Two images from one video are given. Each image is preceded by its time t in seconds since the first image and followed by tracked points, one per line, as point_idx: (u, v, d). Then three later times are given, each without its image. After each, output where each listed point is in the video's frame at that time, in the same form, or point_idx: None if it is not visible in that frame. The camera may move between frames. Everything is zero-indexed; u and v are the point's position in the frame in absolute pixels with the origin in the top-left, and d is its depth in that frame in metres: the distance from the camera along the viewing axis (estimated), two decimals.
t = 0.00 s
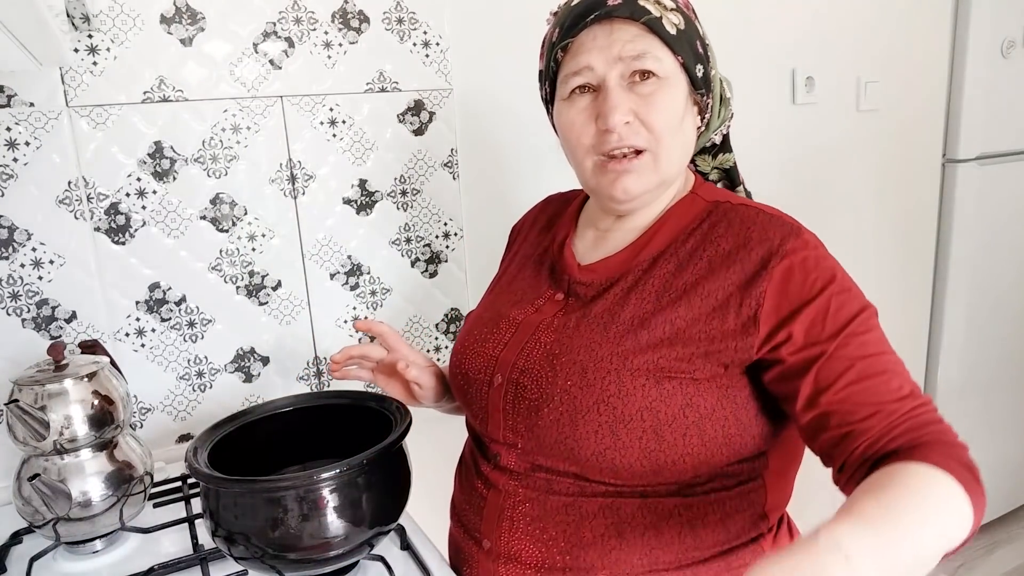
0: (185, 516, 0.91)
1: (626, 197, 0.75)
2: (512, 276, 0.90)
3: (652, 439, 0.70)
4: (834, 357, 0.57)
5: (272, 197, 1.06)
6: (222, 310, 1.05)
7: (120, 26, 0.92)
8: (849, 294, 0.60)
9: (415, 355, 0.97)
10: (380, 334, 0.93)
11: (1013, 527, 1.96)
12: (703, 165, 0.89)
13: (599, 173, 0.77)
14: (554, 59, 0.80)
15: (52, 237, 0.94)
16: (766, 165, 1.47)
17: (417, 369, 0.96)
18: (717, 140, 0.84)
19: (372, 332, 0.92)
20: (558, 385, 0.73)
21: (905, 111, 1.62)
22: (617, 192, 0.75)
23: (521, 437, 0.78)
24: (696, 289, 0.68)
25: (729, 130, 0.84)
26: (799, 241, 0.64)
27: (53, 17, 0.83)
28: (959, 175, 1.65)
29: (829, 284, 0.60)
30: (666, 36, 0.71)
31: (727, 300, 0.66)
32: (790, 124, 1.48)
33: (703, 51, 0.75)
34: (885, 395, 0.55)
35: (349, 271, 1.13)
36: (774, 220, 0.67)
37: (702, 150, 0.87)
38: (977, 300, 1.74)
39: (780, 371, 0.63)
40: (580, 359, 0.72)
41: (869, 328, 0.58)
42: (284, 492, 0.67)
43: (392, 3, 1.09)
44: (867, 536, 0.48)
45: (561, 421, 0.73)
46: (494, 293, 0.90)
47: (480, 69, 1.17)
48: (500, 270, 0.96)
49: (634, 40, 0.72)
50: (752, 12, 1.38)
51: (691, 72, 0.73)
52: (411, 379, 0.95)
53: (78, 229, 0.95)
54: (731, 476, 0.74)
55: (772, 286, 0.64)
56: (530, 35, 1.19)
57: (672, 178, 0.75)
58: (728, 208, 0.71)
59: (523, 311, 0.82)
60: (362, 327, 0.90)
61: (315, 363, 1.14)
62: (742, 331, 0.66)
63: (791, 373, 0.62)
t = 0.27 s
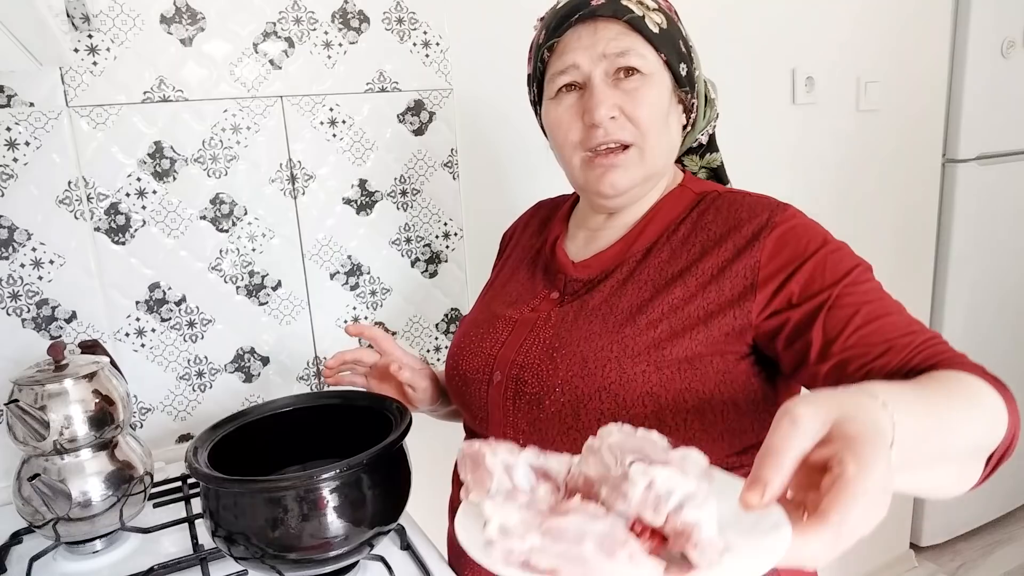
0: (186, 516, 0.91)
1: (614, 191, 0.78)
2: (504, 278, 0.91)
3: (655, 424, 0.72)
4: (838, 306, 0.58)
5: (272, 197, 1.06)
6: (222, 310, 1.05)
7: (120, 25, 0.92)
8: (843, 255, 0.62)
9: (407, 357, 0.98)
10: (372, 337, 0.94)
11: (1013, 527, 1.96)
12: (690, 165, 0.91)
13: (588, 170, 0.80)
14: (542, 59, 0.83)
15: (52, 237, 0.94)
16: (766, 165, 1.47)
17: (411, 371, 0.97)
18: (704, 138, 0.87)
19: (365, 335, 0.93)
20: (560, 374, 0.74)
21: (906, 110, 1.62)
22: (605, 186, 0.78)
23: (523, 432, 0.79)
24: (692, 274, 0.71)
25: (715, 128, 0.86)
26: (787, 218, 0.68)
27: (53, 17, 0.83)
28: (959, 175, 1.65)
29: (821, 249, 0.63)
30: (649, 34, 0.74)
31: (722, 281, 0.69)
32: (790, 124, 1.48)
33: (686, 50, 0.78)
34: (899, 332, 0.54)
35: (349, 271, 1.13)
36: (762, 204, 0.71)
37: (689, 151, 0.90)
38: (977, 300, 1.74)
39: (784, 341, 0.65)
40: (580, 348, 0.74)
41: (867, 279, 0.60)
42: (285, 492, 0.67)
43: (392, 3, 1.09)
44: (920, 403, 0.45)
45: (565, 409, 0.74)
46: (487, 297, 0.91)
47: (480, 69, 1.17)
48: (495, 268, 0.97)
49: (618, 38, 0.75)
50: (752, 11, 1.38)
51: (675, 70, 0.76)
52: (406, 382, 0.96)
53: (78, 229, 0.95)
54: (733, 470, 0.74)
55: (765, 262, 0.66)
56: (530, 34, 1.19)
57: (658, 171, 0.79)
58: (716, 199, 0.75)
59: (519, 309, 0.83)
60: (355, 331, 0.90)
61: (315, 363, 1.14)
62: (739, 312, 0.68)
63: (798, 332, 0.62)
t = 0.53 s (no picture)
0: (186, 516, 0.91)
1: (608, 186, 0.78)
2: (497, 280, 0.92)
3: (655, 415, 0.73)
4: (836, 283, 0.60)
5: (273, 197, 1.06)
6: (222, 310, 1.05)
7: (120, 25, 0.92)
8: (835, 237, 0.64)
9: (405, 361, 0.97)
10: (370, 341, 0.93)
11: (1014, 528, 1.96)
12: (684, 165, 0.91)
13: (582, 167, 0.79)
14: (536, 59, 0.84)
15: (52, 237, 0.94)
16: (766, 166, 1.47)
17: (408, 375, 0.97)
18: (697, 139, 0.87)
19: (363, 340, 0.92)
20: (560, 367, 0.75)
21: (906, 110, 1.62)
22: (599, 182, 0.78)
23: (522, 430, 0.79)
24: (688, 265, 0.73)
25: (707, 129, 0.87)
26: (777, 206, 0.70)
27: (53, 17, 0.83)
28: (959, 175, 1.65)
29: (813, 233, 0.65)
30: (642, 33, 0.75)
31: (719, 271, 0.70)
32: (790, 124, 1.48)
33: (678, 50, 0.78)
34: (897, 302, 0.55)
35: (349, 271, 1.13)
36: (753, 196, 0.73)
37: (682, 151, 0.90)
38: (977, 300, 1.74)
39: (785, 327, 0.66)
40: (579, 342, 0.75)
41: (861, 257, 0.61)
42: (284, 492, 0.67)
43: (392, 3, 1.09)
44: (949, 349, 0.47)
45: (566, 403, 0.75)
46: (481, 299, 0.92)
47: (480, 69, 1.17)
48: (492, 268, 0.98)
49: (611, 37, 0.76)
50: (752, 11, 1.38)
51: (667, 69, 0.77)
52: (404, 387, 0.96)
53: (78, 229, 0.95)
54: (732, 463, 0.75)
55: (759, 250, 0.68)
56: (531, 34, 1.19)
57: (651, 169, 0.79)
58: (708, 195, 0.77)
59: (514, 308, 0.84)
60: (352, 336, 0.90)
61: (315, 363, 1.14)
62: (735, 302, 0.69)
63: (800, 310, 0.64)
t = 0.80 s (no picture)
0: (185, 516, 0.91)
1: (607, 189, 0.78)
2: (495, 280, 0.92)
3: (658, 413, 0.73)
4: (837, 276, 0.60)
5: (273, 197, 1.06)
6: (222, 310, 1.05)
7: (120, 25, 0.92)
8: (833, 231, 0.64)
9: (404, 362, 0.97)
10: (369, 343, 0.93)
11: (1014, 527, 1.96)
12: (680, 165, 0.90)
13: (580, 170, 0.79)
14: (532, 63, 0.84)
15: (52, 237, 0.94)
16: (766, 165, 1.47)
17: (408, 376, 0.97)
18: (693, 137, 0.87)
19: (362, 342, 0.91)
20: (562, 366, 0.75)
21: (906, 110, 1.62)
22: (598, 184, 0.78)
23: (524, 428, 0.79)
24: (688, 262, 0.73)
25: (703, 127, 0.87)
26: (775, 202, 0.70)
27: (53, 17, 0.84)
28: (959, 175, 1.65)
29: (812, 228, 0.66)
30: (638, 36, 0.75)
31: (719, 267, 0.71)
32: (790, 124, 1.48)
33: (674, 51, 0.78)
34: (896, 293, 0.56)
35: (349, 271, 1.13)
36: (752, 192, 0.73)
37: (678, 150, 0.89)
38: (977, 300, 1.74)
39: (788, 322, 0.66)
40: (581, 340, 0.75)
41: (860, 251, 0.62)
42: (284, 492, 0.67)
43: (392, 3, 1.09)
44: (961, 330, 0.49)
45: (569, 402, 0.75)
46: (479, 299, 0.92)
47: (480, 69, 1.17)
48: (490, 268, 0.98)
49: (607, 41, 0.76)
50: (752, 11, 1.38)
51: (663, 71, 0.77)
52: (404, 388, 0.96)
53: (78, 229, 0.95)
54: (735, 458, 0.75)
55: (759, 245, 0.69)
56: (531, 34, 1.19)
57: (649, 169, 0.79)
58: (706, 191, 0.77)
59: (514, 308, 0.84)
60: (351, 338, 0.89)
61: (315, 363, 1.14)
62: (736, 298, 0.69)
63: (802, 302, 0.64)
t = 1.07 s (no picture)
0: (185, 516, 0.91)
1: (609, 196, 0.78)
2: (495, 279, 0.92)
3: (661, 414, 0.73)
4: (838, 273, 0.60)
5: (273, 197, 1.06)
6: (222, 310, 1.05)
7: (120, 25, 0.92)
8: (833, 229, 0.65)
9: (404, 360, 0.97)
10: (370, 342, 0.93)
11: (1014, 527, 1.96)
12: (680, 164, 0.90)
13: (581, 177, 0.79)
14: (531, 68, 0.83)
15: (52, 237, 0.94)
16: (766, 165, 1.47)
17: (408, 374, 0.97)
18: (693, 135, 0.87)
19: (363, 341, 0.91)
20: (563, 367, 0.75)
21: (906, 110, 1.62)
22: (599, 192, 0.78)
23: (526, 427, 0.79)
24: (688, 261, 0.73)
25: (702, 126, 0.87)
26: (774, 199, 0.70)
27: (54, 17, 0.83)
28: (959, 175, 1.65)
29: (812, 226, 0.66)
30: (637, 42, 0.74)
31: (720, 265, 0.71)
32: (790, 123, 1.48)
33: (672, 52, 0.78)
34: (897, 288, 0.56)
35: (349, 271, 1.13)
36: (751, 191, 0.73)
37: (678, 150, 0.89)
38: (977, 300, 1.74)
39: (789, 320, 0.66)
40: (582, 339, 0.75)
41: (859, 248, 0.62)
42: (284, 492, 0.67)
43: (392, 3, 1.09)
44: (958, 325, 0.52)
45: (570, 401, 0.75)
46: (478, 299, 0.92)
47: (480, 69, 1.17)
48: (489, 269, 0.97)
49: (606, 47, 0.75)
50: (752, 11, 1.38)
51: (662, 75, 0.76)
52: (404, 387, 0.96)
53: (78, 229, 0.95)
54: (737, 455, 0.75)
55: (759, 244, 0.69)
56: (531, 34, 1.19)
57: (651, 173, 0.79)
58: (706, 190, 0.77)
59: (514, 308, 0.84)
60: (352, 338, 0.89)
61: (315, 363, 1.14)
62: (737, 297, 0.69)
63: (804, 298, 0.64)
